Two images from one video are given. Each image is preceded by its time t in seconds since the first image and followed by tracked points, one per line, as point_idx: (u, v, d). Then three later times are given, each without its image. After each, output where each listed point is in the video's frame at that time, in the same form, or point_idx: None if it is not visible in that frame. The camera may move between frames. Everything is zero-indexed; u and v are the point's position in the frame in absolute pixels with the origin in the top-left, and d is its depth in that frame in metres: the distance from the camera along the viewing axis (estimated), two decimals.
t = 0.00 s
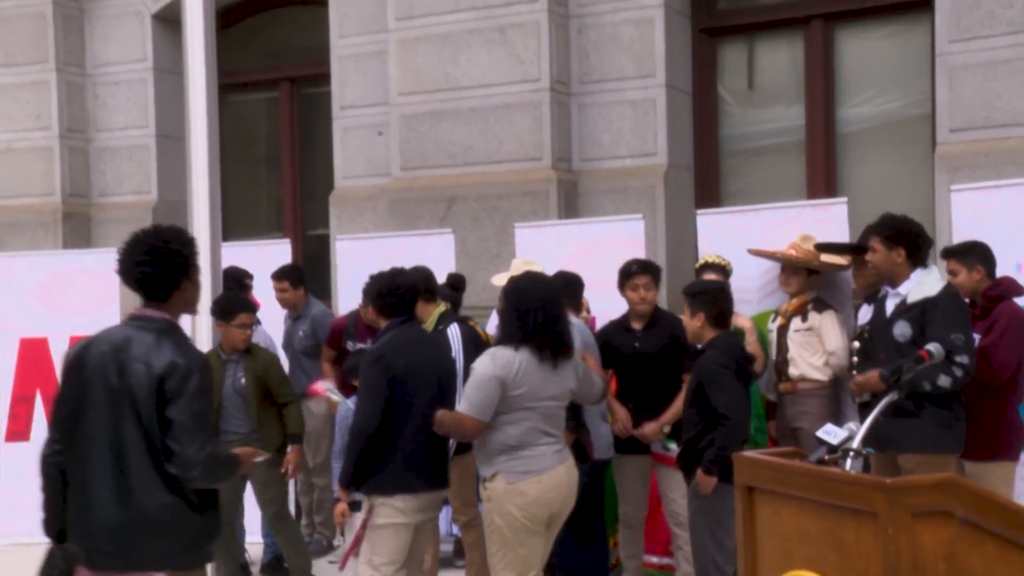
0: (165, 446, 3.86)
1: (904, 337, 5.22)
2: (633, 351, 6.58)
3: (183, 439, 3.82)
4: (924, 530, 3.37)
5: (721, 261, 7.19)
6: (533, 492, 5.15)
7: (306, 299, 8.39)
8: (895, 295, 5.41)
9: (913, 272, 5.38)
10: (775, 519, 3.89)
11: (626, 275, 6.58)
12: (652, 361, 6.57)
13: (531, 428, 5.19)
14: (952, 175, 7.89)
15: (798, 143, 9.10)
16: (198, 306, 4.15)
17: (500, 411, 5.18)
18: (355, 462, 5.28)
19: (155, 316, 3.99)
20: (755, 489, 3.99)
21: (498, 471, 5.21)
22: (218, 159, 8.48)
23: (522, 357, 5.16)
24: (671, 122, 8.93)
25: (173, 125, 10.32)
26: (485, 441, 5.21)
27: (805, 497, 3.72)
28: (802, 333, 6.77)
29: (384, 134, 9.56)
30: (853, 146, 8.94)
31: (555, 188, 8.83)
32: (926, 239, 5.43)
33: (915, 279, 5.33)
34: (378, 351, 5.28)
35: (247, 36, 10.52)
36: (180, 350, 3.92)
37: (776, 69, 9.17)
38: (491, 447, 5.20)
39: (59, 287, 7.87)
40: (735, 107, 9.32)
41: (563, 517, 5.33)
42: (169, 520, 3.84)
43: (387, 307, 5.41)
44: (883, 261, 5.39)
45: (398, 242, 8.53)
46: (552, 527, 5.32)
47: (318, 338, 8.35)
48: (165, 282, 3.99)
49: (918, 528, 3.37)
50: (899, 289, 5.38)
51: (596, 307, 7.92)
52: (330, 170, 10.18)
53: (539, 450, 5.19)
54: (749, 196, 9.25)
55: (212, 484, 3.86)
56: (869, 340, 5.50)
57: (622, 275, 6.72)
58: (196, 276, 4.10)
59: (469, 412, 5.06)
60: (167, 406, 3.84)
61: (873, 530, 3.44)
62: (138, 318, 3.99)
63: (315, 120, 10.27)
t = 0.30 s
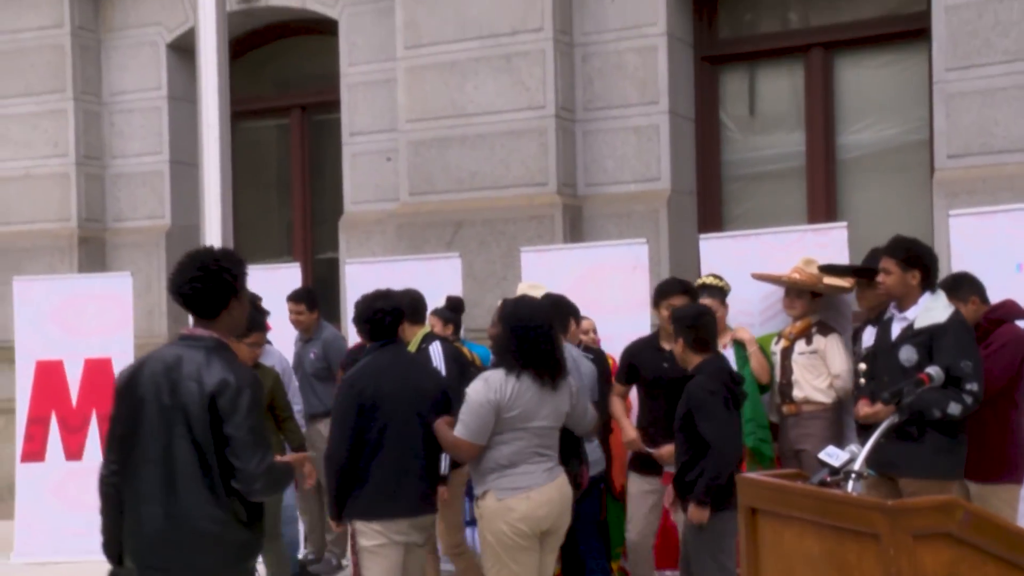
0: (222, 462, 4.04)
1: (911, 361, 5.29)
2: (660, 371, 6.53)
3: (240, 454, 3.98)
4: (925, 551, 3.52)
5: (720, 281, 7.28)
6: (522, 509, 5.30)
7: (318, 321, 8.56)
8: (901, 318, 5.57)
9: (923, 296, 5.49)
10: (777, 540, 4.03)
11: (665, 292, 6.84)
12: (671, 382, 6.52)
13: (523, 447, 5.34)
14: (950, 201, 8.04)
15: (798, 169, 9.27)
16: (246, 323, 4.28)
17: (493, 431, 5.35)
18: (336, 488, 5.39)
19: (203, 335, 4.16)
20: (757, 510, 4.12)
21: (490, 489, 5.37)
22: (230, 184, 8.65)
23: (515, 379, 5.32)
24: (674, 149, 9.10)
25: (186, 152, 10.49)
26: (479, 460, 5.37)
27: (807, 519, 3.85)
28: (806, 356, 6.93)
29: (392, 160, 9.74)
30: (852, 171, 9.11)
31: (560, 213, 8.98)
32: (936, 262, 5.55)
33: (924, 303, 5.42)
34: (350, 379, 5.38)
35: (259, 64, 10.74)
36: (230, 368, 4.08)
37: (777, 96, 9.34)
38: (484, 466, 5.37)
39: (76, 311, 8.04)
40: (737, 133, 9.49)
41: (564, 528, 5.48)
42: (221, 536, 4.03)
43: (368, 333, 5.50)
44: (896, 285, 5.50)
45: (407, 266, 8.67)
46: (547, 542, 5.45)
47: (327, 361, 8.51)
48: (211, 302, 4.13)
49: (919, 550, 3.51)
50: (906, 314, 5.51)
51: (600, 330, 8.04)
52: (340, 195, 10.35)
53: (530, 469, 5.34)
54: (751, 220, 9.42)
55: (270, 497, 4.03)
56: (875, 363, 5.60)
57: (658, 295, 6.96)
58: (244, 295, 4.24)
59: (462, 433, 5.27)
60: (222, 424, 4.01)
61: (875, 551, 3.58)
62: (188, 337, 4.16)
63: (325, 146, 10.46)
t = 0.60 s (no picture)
0: (257, 482, 4.23)
1: (903, 390, 5.38)
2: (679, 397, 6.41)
3: (273, 474, 4.18)
4: None
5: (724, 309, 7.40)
6: (530, 532, 5.42)
7: (321, 345, 8.70)
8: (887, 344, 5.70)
9: (913, 322, 5.58)
10: (779, 564, 4.15)
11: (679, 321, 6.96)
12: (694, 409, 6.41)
13: (526, 471, 5.47)
14: (947, 229, 8.20)
15: (798, 198, 9.44)
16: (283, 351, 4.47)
17: (497, 456, 5.47)
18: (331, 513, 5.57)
19: (242, 363, 4.37)
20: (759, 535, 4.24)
21: (494, 514, 5.47)
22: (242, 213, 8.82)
23: (517, 403, 5.48)
24: (676, 178, 9.28)
25: (198, 181, 10.69)
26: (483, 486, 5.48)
27: (809, 544, 3.98)
28: (809, 382, 7.06)
29: (399, 189, 9.92)
30: (851, 200, 9.28)
31: (564, 241, 9.14)
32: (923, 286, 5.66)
33: (914, 331, 5.50)
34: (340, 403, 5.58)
35: (270, 95, 10.98)
36: (266, 392, 4.28)
37: (777, 126, 9.53)
38: (489, 492, 5.47)
39: (89, 338, 8.18)
40: (738, 163, 9.67)
41: (563, 553, 5.58)
42: (256, 554, 4.22)
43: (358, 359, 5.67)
44: (890, 309, 5.59)
45: (413, 293, 8.82)
46: (549, 565, 5.56)
47: (332, 383, 8.63)
48: (245, 332, 4.33)
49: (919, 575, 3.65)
50: (897, 341, 5.60)
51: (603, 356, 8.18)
52: (347, 224, 10.54)
53: (533, 492, 5.47)
54: (751, 248, 9.58)
55: (302, 515, 4.22)
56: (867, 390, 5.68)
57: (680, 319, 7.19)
58: (280, 325, 4.42)
59: (467, 457, 5.37)
60: (258, 444, 4.21)
61: None
62: (229, 365, 4.38)
63: (333, 175, 10.66)
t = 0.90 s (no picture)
0: (292, 495, 4.47)
1: (887, 420, 5.47)
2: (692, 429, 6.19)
3: (305, 484, 4.42)
4: None
5: (733, 338, 7.50)
6: (519, 567, 5.47)
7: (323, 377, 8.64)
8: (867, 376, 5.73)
9: (891, 355, 5.65)
10: None
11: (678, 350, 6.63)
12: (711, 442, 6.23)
13: (516, 506, 5.51)
14: (950, 260, 8.29)
15: (803, 229, 9.56)
16: (304, 375, 4.68)
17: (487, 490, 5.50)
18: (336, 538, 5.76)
19: (263, 389, 4.60)
20: (767, 566, 4.32)
21: (484, 548, 5.51)
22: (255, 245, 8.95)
23: (509, 438, 5.52)
24: (683, 210, 9.40)
25: (212, 213, 10.84)
26: (473, 519, 5.51)
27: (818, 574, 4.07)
28: (818, 412, 7.15)
29: (409, 221, 10.07)
30: (855, 232, 9.40)
31: (572, 272, 9.26)
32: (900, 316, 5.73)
33: (893, 363, 5.60)
34: (348, 423, 5.76)
35: (282, 128, 11.17)
36: (290, 409, 4.54)
37: (781, 159, 9.66)
38: (478, 526, 5.51)
39: (104, 369, 8.28)
40: (743, 194, 9.80)
41: None
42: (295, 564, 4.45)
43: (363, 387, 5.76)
44: (868, 342, 5.64)
45: (423, 323, 8.93)
46: None
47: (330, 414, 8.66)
48: (266, 358, 4.56)
49: None
50: (876, 374, 5.67)
51: (610, 386, 8.28)
52: (358, 254, 10.69)
53: (523, 528, 5.50)
54: (757, 279, 9.70)
55: (336, 524, 4.43)
56: (846, 422, 5.73)
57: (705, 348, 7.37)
58: (297, 348, 4.63)
59: (456, 490, 5.39)
60: (288, 459, 4.45)
61: None
62: (251, 392, 4.62)
63: (344, 206, 10.82)
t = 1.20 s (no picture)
0: (318, 534, 4.55)
1: (865, 457, 5.46)
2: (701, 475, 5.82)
3: (332, 524, 4.51)
4: None
5: (743, 381, 7.57)
6: None
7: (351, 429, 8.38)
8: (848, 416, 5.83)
9: (869, 393, 5.76)
10: None
11: (687, 395, 5.84)
12: (719, 488, 5.84)
13: (496, 553, 5.13)
14: (958, 300, 8.36)
15: (810, 270, 9.64)
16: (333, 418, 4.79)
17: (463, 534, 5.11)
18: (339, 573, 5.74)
19: (294, 429, 4.69)
20: None
21: None
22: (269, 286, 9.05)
23: (491, 479, 5.15)
24: (691, 251, 9.49)
25: (225, 253, 10.97)
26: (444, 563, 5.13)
27: None
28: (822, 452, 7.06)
29: (421, 261, 10.18)
30: (862, 272, 9.48)
31: (582, 311, 9.33)
32: (876, 354, 5.79)
33: (871, 402, 5.70)
34: (355, 460, 5.75)
35: (296, 170, 11.32)
36: (320, 449, 4.62)
37: (788, 200, 9.76)
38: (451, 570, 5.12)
39: (120, 409, 8.36)
40: (751, 234, 9.89)
41: None
42: None
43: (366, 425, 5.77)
44: (845, 381, 5.74)
45: (433, 363, 9.00)
46: None
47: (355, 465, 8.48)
48: (300, 397, 4.67)
49: None
50: (855, 413, 5.76)
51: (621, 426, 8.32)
52: (370, 294, 10.80)
53: None
54: (765, 319, 9.77)
55: (360, 563, 4.52)
56: (830, 464, 5.77)
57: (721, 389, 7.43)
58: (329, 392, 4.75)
59: (430, 533, 5.00)
60: (316, 498, 4.54)
61: None
62: (282, 432, 4.71)
63: (356, 247, 10.95)
